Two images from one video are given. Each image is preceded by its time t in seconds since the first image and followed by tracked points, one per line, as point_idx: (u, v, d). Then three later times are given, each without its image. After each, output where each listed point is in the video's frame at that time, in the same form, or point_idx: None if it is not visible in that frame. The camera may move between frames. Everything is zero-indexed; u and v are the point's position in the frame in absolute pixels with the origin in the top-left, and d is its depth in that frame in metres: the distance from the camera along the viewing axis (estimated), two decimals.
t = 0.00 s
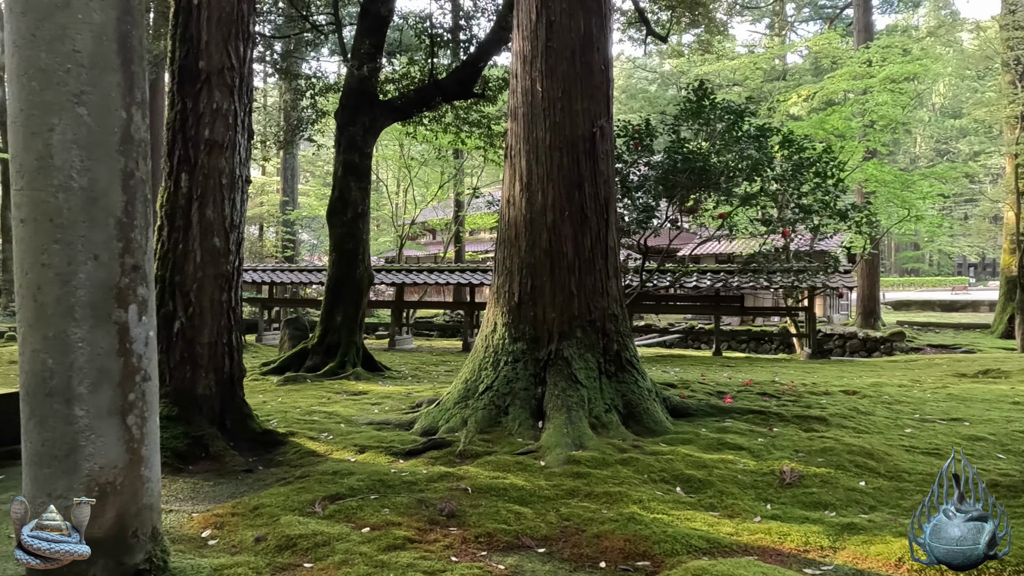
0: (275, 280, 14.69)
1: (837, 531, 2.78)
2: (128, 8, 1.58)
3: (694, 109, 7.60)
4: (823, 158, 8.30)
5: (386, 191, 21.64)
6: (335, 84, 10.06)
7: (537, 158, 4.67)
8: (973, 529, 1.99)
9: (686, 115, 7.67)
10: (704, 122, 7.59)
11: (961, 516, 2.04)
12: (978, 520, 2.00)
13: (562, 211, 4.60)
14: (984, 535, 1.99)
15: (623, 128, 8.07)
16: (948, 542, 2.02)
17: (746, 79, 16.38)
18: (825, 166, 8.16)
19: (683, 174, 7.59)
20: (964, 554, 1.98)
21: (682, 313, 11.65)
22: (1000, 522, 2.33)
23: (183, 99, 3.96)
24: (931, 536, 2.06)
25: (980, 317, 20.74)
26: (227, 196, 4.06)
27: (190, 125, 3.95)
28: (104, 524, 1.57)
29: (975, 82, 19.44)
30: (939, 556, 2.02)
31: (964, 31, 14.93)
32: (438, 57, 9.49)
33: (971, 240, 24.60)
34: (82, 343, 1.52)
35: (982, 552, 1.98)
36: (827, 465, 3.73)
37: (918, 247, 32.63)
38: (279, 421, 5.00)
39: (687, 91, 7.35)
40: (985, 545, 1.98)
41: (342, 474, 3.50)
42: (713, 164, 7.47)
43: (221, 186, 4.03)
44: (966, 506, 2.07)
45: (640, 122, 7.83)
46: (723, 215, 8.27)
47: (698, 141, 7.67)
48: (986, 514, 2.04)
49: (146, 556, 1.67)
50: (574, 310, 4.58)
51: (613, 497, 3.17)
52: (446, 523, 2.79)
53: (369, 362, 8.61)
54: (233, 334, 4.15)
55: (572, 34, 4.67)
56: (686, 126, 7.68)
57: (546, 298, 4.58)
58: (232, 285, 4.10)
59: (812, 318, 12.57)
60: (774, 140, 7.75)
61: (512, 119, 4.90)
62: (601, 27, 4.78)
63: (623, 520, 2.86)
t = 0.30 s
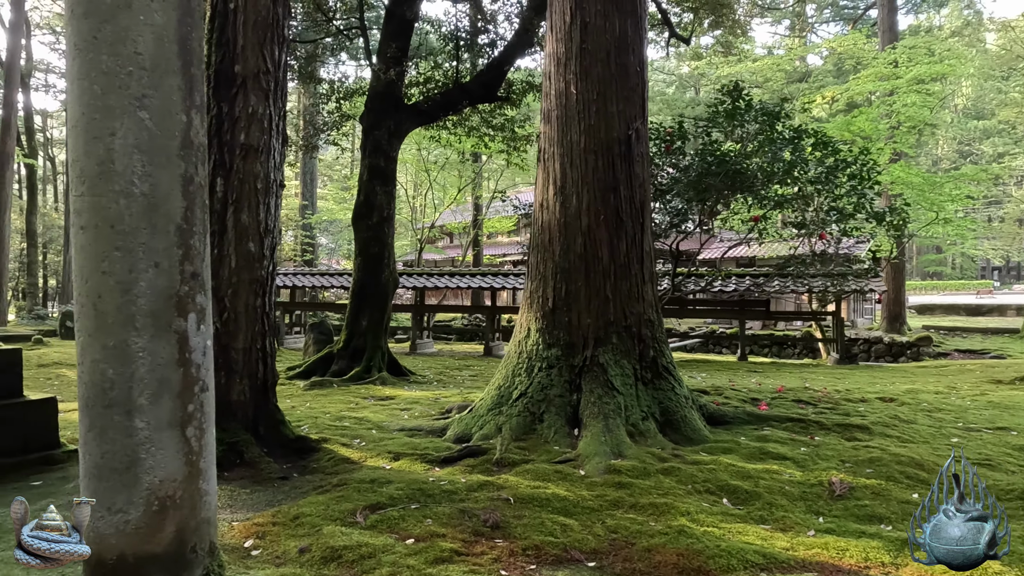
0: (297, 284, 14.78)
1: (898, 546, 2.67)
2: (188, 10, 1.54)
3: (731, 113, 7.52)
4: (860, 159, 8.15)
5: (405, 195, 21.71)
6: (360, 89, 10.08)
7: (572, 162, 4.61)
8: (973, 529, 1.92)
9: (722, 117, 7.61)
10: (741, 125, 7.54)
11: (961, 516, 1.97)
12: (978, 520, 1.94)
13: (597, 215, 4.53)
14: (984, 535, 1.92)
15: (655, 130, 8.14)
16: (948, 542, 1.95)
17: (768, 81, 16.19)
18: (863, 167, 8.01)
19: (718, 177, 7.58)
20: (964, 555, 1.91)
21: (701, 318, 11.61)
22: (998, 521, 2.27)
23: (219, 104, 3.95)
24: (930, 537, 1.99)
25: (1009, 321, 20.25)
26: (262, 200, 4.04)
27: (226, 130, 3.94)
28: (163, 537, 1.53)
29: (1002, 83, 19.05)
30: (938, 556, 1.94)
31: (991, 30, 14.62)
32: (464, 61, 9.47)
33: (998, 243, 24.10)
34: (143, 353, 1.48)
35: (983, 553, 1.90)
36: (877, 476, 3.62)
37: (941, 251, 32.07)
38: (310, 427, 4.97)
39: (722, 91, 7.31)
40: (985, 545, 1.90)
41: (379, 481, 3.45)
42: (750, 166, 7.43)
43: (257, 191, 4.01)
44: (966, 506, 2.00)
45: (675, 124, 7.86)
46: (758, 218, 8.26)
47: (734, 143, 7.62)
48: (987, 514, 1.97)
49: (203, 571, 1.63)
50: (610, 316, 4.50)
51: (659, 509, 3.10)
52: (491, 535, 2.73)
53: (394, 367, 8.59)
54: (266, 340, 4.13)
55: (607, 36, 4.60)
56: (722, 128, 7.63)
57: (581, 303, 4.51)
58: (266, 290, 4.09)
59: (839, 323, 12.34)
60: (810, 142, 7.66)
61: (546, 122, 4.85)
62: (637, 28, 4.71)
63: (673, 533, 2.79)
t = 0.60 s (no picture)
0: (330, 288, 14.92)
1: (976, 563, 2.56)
2: (263, 9, 1.52)
3: (779, 111, 7.49)
4: (909, 158, 7.98)
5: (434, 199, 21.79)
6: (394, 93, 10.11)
7: (617, 162, 4.54)
8: (973, 529, 2.06)
9: (769, 116, 7.59)
10: (788, 124, 7.53)
11: (963, 517, 2.09)
12: (979, 521, 2.07)
13: (643, 216, 4.45)
14: (984, 535, 2.05)
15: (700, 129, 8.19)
16: (948, 542, 2.08)
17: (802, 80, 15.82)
18: (913, 167, 7.84)
19: (764, 178, 7.62)
20: (964, 554, 2.04)
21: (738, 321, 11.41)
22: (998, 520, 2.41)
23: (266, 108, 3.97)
24: (931, 537, 2.12)
25: None
26: (307, 203, 4.04)
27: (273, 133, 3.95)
28: (238, 545, 1.51)
29: None
30: (939, 556, 2.07)
31: None
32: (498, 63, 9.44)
33: None
34: (218, 358, 1.46)
35: (983, 552, 2.03)
36: (943, 487, 3.46)
37: (980, 254, 31.00)
38: (352, 431, 4.97)
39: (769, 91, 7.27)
40: (984, 544, 2.04)
41: (428, 486, 3.43)
42: (797, 165, 7.41)
43: (303, 194, 4.01)
44: (966, 507, 2.14)
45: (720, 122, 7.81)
46: (806, 219, 8.23)
47: (779, 141, 7.60)
48: (986, 515, 2.10)
49: None
50: (656, 320, 4.41)
51: (719, 519, 3.01)
52: (547, 544, 2.68)
53: (430, 370, 8.61)
54: (311, 343, 4.13)
55: (652, 34, 4.54)
56: (769, 128, 7.57)
57: (627, 307, 4.43)
58: (311, 293, 4.08)
59: (880, 327, 11.99)
60: (859, 142, 7.56)
61: (588, 122, 4.79)
62: (682, 27, 4.64)
63: (735, 544, 2.70)
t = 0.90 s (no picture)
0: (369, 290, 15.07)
1: None
2: (334, 6, 1.50)
3: (833, 107, 7.36)
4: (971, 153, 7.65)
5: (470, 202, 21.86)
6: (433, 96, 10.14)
7: (668, 162, 4.43)
8: (972, 529, 2.08)
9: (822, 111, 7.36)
10: (842, 121, 7.38)
11: (961, 518, 2.12)
12: (978, 521, 2.09)
13: (695, 215, 4.34)
14: (984, 535, 2.08)
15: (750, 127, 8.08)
16: (949, 542, 2.11)
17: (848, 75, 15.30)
18: (975, 163, 7.52)
19: (817, 176, 7.49)
20: (964, 554, 2.07)
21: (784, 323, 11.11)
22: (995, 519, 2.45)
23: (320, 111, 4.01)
24: (932, 537, 2.15)
25: None
26: (359, 205, 4.07)
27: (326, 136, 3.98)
28: (311, 551, 1.48)
29: None
30: (939, 555, 2.11)
31: None
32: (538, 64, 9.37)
33: None
34: (292, 359, 1.44)
35: (982, 552, 2.06)
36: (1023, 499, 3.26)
37: None
38: (399, 433, 4.96)
39: (824, 87, 7.09)
40: (984, 544, 2.06)
41: (480, 490, 3.39)
42: (854, 165, 7.29)
43: (355, 196, 4.04)
44: (965, 507, 2.15)
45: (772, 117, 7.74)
46: (862, 218, 8.09)
47: (833, 137, 7.45)
48: (987, 515, 2.12)
49: None
50: (709, 322, 4.29)
51: (784, 529, 2.89)
52: (608, 552, 2.61)
53: (471, 372, 8.60)
54: (362, 344, 4.15)
55: (704, 30, 4.43)
56: (822, 125, 7.45)
57: (679, 309, 4.32)
58: (362, 294, 4.12)
59: (934, 330, 11.49)
60: (918, 138, 7.29)
61: (637, 121, 4.70)
62: (735, 22, 4.51)
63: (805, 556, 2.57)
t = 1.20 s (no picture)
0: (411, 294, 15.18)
1: None
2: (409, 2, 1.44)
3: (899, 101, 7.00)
4: None
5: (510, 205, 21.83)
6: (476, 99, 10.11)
7: (726, 161, 4.27)
8: (973, 529, 2.08)
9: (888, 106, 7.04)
10: (908, 117, 7.10)
11: (962, 518, 2.12)
12: (978, 521, 2.09)
13: (756, 216, 4.16)
14: (984, 535, 2.07)
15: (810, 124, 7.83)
16: (949, 542, 2.10)
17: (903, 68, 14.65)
18: None
19: (882, 174, 7.18)
20: (964, 554, 2.06)
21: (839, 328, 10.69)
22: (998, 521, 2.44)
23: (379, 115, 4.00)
24: (932, 537, 2.14)
25: None
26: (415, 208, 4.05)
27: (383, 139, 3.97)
28: (385, 569, 1.41)
29: None
30: (939, 555, 2.09)
31: None
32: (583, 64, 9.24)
33: None
34: (368, 368, 1.38)
35: (982, 552, 2.05)
36: None
37: None
38: (449, 438, 4.91)
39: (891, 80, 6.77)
40: (984, 544, 2.06)
41: (537, 499, 3.31)
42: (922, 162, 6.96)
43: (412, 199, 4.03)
44: (966, 507, 2.16)
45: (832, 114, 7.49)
46: (931, 219, 7.75)
47: (896, 133, 7.11)
48: (986, 515, 2.12)
49: None
50: (772, 327, 4.10)
51: (862, 547, 2.71)
52: (676, 568, 2.49)
53: (516, 377, 8.52)
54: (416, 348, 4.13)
55: (764, 24, 4.26)
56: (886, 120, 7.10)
57: (739, 313, 4.15)
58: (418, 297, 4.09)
59: (1000, 334, 10.87)
60: (992, 133, 6.89)
61: (694, 120, 4.56)
62: (797, 14, 4.32)
63: None
